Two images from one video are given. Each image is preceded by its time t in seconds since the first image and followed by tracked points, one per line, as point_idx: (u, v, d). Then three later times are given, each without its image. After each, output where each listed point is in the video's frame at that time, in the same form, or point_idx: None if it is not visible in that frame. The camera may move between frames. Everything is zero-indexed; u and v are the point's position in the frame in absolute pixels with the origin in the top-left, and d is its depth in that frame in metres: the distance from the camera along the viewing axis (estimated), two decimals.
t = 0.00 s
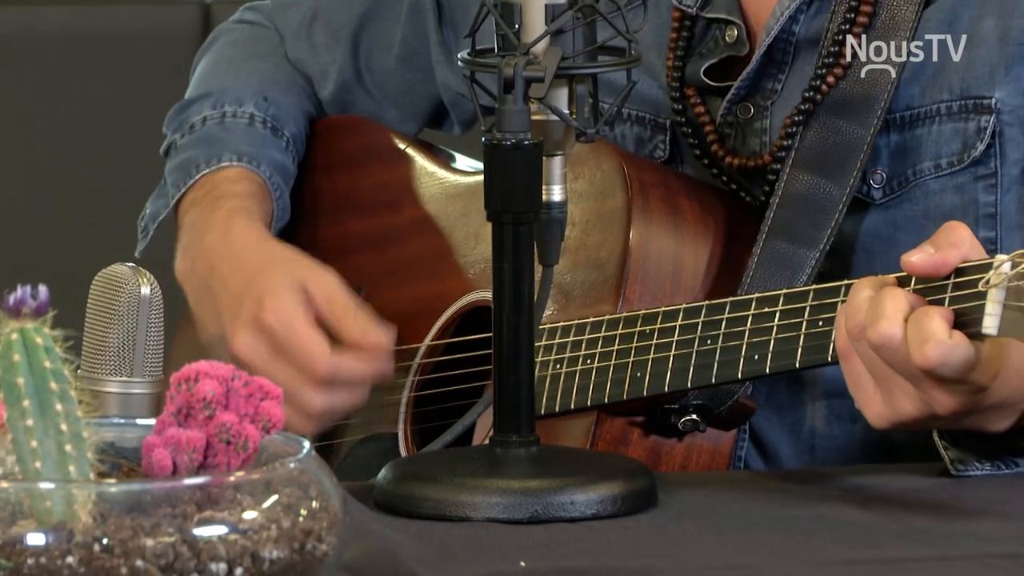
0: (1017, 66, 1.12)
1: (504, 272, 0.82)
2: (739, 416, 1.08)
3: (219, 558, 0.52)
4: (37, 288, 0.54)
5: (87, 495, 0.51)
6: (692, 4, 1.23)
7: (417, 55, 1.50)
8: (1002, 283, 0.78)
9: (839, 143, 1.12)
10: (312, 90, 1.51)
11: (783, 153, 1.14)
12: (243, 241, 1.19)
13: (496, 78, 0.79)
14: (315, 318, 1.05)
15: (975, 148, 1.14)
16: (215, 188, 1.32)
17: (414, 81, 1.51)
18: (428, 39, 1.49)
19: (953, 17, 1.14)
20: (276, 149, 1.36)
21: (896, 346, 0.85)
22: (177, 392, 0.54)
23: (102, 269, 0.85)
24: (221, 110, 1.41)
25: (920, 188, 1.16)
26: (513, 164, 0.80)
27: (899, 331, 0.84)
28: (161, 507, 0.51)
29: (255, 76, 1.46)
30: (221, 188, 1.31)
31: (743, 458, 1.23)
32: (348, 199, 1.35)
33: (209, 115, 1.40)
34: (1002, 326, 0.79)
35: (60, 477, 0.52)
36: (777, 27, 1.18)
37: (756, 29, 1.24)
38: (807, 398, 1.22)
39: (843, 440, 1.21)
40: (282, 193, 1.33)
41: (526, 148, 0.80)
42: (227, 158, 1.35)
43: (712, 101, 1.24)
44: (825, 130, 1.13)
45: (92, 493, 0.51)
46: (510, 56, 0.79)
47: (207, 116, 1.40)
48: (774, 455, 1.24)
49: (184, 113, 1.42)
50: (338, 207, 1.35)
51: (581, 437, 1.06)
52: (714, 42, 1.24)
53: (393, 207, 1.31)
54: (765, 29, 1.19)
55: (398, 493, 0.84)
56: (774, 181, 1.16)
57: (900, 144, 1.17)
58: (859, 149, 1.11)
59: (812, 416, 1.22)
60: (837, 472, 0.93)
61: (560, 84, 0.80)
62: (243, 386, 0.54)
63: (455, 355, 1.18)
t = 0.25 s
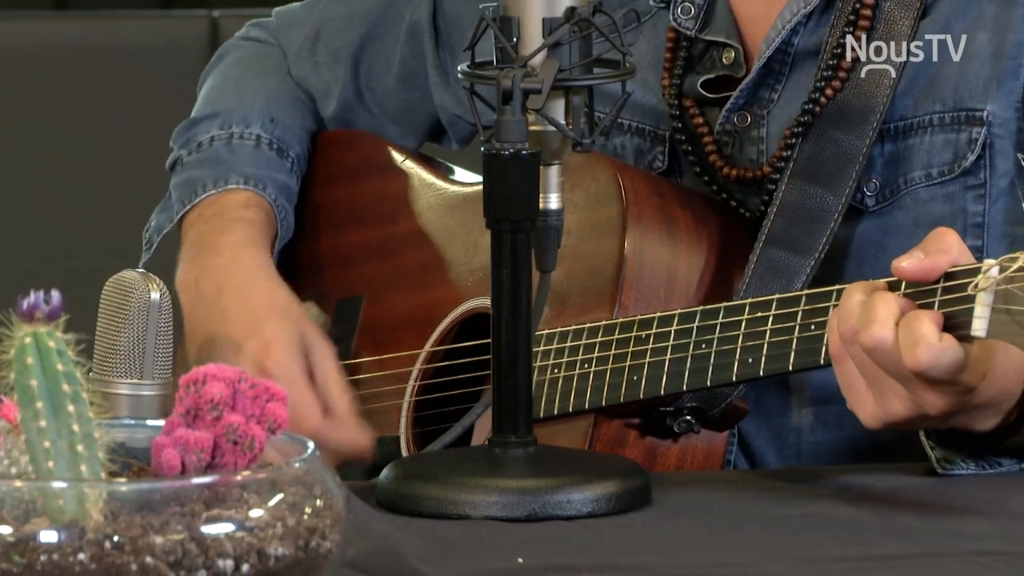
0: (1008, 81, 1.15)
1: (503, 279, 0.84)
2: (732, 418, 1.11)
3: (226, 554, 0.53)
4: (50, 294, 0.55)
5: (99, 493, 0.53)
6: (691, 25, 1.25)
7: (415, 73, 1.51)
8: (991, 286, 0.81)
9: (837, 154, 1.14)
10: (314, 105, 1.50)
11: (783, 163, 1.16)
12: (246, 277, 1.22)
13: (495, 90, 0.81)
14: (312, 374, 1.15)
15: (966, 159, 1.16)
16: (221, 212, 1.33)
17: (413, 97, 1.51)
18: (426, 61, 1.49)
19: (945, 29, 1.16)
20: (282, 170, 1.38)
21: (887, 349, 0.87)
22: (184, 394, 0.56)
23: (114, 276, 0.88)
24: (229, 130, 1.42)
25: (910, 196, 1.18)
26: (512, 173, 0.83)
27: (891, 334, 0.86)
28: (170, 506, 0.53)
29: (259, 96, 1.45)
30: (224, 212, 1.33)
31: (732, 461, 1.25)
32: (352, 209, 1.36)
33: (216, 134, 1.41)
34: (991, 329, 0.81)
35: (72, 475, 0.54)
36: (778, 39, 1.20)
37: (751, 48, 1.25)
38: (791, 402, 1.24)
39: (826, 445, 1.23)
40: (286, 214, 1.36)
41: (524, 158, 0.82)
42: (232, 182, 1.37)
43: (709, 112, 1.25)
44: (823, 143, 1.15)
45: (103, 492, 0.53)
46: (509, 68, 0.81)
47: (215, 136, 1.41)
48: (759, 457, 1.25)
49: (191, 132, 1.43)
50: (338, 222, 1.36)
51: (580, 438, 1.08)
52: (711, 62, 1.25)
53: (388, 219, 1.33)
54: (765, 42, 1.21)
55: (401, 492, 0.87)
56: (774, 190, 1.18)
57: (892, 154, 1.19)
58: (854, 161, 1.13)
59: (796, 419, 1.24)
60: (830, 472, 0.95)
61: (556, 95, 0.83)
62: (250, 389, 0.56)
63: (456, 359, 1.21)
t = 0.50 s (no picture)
0: (997, 91, 1.13)
1: (501, 285, 0.87)
2: (728, 422, 1.09)
3: (231, 554, 0.56)
4: (60, 300, 0.58)
5: (108, 495, 0.55)
6: (687, 42, 1.24)
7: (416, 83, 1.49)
8: (984, 301, 0.80)
9: (835, 162, 1.12)
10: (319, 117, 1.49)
11: (784, 174, 1.15)
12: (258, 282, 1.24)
13: (492, 103, 0.84)
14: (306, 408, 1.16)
15: (953, 166, 1.14)
16: (234, 219, 1.32)
17: (411, 108, 1.50)
18: (428, 72, 1.48)
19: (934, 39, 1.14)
20: (293, 181, 1.37)
21: (885, 362, 0.85)
22: (192, 399, 0.59)
23: (122, 284, 0.91)
24: (240, 138, 1.40)
25: (898, 203, 1.16)
26: (509, 183, 0.86)
27: (887, 346, 0.84)
28: (178, 506, 0.55)
29: (269, 105, 1.44)
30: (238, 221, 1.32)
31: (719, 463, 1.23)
32: (352, 216, 1.37)
33: (227, 142, 1.40)
34: (986, 343, 0.80)
35: (82, 477, 0.56)
36: (774, 53, 1.19)
37: (748, 61, 1.23)
38: (780, 401, 1.22)
39: (813, 448, 1.22)
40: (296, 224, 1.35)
41: (521, 168, 0.85)
42: (244, 189, 1.35)
43: (708, 122, 1.24)
44: (821, 154, 1.13)
45: (112, 493, 0.55)
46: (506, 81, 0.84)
47: (226, 143, 1.39)
48: (742, 456, 1.24)
49: (200, 137, 1.41)
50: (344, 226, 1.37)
51: (581, 441, 1.06)
52: (707, 77, 1.24)
53: (394, 224, 1.35)
54: (762, 55, 1.20)
55: (402, 493, 0.89)
56: (772, 203, 1.16)
57: (880, 162, 1.17)
58: (853, 169, 1.11)
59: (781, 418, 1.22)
60: (822, 474, 0.97)
61: (553, 108, 0.86)
62: (255, 393, 0.60)
63: (456, 367, 1.23)
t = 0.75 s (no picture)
0: (986, 101, 1.14)
1: (499, 295, 0.90)
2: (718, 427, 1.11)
3: (237, 555, 0.58)
4: (70, 308, 0.60)
5: (117, 497, 0.57)
6: (681, 59, 1.27)
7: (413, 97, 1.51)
8: (968, 314, 0.82)
9: (831, 177, 1.15)
10: (320, 129, 1.52)
11: (784, 190, 1.17)
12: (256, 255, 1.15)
13: (491, 116, 0.87)
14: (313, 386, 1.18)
15: (944, 177, 1.15)
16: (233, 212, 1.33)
17: (413, 120, 1.52)
18: (427, 88, 1.50)
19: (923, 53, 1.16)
20: (292, 178, 1.40)
21: (873, 373, 0.88)
22: (198, 404, 0.62)
23: (131, 291, 0.92)
24: (242, 139, 1.43)
25: (889, 212, 1.18)
26: (507, 195, 0.88)
27: (875, 357, 0.87)
28: (185, 508, 0.58)
29: (271, 110, 1.47)
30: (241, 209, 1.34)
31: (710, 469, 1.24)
32: (353, 226, 1.39)
33: (231, 142, 1.42)
34: (970, 353, 0.83)
35: (91, 479, 0.58)
36: (775, 73, 1.21)
37: (742, 75, 1.26)
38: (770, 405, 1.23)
39: (804, 451, 1.24)
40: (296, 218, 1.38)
41: (519, 180, 0.88)
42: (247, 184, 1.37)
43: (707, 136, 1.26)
44: (819, 169, 1.16)
45: (122, 495, 0.58)
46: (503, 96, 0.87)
47: (227, 144, 1.42)
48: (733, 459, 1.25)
49: (205, 141, 1.44)
50: (349, 232, 1.39)
51: (579, 444, 1.09)
52: (700, 94, 1.26)
53: (391, 233, 1.36)
54: (763, 74, 1.22)
55: (403, 495, 0.92)
56: (766, 224, 1.19)
57: (872, 172, 1.19)
58: (848, 180, 1.14)
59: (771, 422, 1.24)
60: (812, 477, 1.00)
61: (549, 122, 0.89)
62: (260, 398, 0.62)
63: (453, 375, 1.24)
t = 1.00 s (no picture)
0: (973, 114, 1.16)
1: (498, 304, 0.92)
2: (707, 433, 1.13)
3: (243, 558, 0.61)
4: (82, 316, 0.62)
5: (126, 501, 0.60)
6: (672, 69, 1.30)
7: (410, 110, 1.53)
8: (953, 331, 0.85)
9: (819, 185, 1.17)
10: (319, 140, 1.54)
11: (771, 197, 1.20)
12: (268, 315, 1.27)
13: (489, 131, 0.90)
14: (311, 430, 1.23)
15: (932, 187, 1.17)
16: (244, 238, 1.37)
17: (410, 131, 1.54)
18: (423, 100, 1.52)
19: (911, 67, 1.18)
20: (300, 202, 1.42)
21: (862, 389, 0.90)
22: (205, 411, 0.64)
23: (139, 302, 0.96)
24: (250, 160, 1.45)
25: (877, 221, 1.19)
26: (506, 208, 0.91)
27: (863, 373, 0.89)
28: (192, 512, 0.60)
29: (275, 126, 1.49)
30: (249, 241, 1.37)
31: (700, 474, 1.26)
32: (349, 235, 1.42)
33: (238, 163, 1.44)
34: (955, 369, 0.86)
35: (102, 484, 0.61)
36: (767, 88, 1.23)
37: (731, 89, 1.28)
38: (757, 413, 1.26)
39: (789, 455, 1.26)
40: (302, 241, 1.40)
41: (517, 193, 0.90)
42: (256, 210, 1.39)
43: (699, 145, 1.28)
44: (807, 177, 1.18)
45: (130, 500, 0.60)
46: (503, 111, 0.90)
47: (236, 164, 1.44)
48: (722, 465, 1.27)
49: (210, 156, 1.46)
50: (348, 239, 1.41)
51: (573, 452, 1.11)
52: (689, 105, 1.29)
53: (386, 244, 1.38)
54: (755, 87, 1.24)
55: (405, 500, 0.94)
56: (752, 231, 1.22)
57: (861, 181, 1.20)
58: (835, 191, 1.16)
59: (757, 431, 1.27)
60: (803, 482, 1.02)
61: (546, 136, 0.91)
62: (265, 405, 0.64)
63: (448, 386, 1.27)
